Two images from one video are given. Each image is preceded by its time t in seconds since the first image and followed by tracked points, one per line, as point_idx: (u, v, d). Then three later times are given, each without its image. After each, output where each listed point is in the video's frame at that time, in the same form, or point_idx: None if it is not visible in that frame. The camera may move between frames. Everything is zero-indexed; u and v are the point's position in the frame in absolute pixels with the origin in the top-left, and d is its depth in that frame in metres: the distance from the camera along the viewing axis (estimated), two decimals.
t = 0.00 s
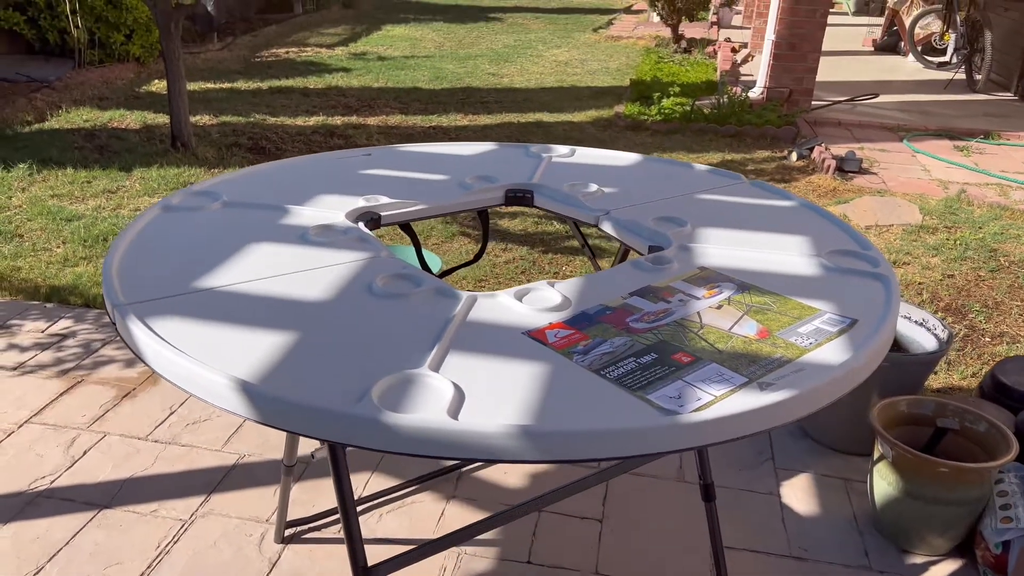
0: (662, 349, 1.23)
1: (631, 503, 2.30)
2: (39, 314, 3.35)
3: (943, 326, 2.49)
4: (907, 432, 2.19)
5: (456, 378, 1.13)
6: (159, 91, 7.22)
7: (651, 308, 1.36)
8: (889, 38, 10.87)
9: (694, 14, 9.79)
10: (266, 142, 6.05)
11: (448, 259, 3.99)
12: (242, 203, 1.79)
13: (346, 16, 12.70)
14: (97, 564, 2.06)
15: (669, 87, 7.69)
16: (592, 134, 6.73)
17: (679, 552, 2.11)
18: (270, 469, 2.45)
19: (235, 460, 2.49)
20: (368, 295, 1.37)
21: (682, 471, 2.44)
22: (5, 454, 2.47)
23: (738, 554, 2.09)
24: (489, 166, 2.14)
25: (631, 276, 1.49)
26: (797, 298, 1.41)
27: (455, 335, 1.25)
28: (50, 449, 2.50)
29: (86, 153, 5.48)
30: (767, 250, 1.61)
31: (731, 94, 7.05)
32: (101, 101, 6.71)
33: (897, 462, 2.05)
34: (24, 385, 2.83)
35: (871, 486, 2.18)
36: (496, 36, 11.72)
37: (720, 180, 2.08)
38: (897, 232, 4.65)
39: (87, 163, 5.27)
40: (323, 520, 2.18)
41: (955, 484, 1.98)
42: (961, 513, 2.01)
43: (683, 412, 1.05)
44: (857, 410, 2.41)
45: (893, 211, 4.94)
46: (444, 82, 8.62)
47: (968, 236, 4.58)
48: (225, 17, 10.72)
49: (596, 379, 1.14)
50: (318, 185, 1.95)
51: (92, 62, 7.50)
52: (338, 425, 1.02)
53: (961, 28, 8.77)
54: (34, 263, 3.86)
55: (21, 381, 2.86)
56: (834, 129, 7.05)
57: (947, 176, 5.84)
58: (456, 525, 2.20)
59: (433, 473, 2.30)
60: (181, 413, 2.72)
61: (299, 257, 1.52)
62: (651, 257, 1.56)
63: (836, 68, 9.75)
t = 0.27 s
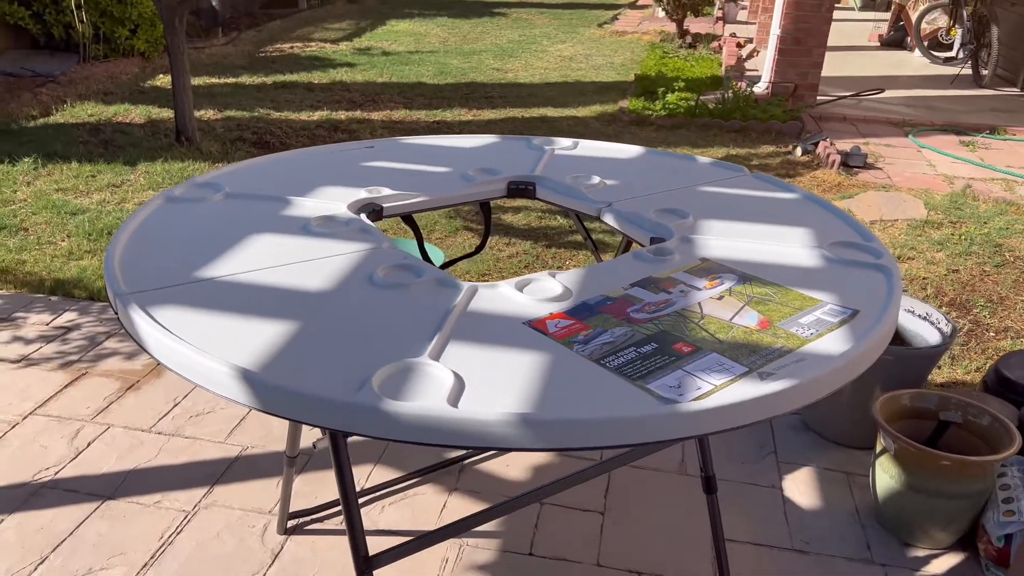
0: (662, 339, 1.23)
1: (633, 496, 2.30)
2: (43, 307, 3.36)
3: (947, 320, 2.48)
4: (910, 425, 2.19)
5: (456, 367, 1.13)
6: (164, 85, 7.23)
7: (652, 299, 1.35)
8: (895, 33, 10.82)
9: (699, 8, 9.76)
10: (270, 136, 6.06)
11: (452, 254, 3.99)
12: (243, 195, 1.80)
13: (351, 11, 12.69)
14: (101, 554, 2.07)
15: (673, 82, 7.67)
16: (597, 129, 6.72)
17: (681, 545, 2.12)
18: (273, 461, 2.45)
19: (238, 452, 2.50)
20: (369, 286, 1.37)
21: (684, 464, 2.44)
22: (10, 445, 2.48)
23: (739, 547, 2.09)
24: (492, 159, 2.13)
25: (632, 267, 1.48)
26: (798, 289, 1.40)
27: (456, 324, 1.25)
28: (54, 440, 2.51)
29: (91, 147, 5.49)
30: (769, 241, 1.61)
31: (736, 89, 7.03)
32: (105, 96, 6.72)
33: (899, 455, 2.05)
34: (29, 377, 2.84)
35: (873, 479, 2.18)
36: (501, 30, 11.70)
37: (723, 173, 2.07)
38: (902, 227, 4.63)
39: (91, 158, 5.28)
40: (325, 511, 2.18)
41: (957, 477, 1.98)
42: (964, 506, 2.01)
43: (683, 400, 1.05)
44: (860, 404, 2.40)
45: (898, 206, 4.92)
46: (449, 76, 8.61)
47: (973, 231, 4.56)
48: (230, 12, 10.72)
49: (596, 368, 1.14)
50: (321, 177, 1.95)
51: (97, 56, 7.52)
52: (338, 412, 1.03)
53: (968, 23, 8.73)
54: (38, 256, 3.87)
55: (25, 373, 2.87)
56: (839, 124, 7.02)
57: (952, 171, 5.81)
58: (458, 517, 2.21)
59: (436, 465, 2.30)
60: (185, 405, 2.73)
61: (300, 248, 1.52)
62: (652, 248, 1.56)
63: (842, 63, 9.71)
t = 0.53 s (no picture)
0: (666, 327, 1.22)
1: (636, 487, 2.30)
2: (47, 297, 3.37)
3: (952, 312, 2.47)
4: (914, 417, 2.18)
5: (459, 355, 1.13)
6: (167, 77, 7.23)
7: (655, 287, 1.35)
8: (902, 25, 10.76)
9: None
10: (273, 128, 6.05)
11: (455, 245, 3.99)
12: (246, 183, 1.79)
13: (354, 3, 12.66)
14: (105, 543, 2.08)
15: (678, 74, 7.64)
16: (601, 121, 6.70)
17: (684, 535, 2.12)
18: (276, 451, 2.46)
19: (241, 442, 2.50)
20: (372, 274, 1.37)
21: (687, 455, 2.44)
22: (14, 434, 2.49)
23: (742, 538, 2.09)
24: (495, 148, 2.13)
25: (636, 256, 1.48)
26: (802, 278, 1.40)
27: (459, 312, 1.25)
28: (58, 430, 2.52)
29: (94, 138, 5.49)
30: (773, 231, 1.60)
31: (741, 81, 7.00)
32: (109, 87, 6.72)
33: (903, 446, 2.05)
34: (32, 367, 2.85)
35: (876, 470, 2.18)
36: (505, 22, 11.66)
37: (727, 163, 2.06)
38: (907, 219, 4.61)
39: (95, 149, 5.29)
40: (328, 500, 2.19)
41: (961, 468, 1.98)
42: (967, 497, 2.00)
43: (686, 388, 1.05)
44: (864, 395, 2.40)
45: (903, 199, 4.90)
46: (452, 68, 8.59)
47: (979, 223, 4.54)
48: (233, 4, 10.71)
49: (599, 356, 1.13)
50: (324, 166, 1.95)
51: (100, 48, 7.52)
52: (342, 399, 1.02)
53: (975, 15, 8.67)
54: (42, 247, 3.88)
55: (29, 363, 2.88)
56: (845, 117, 6.99)
57: (958, 163, 5.79)
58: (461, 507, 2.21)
59: (439, 455, 2.30)
60: (188, 395, 2.73)
61: (303, 237, 1.52)
62: (656, 237, 1.55)
63: (847, 55, 9.66)
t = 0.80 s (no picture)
0: (668, 324, 1.22)
1: (638, 482, 2.30)
2: (50, 291, 3.37)
3: (955, 307, 2.46)
4: (917, 413, 2.18)
5: (461, 351, 1.13)
6: (170, 70, 7.22)
7: (658, 283, 1.35)
8: (906, 19, 10.71)
9: None
10: (276, 122, 6.05)
11: (457, 240, 3.98)
12: (248, 178, 1.79)
13: None
14: (108, 537, 2.08)
15: (682, 68, 7.61)
16: (603, 116, 6.68)
17: (685, 531, 2.12)
18: (279, 446, 2.46)
19: (244, 436, 2.50)
20: (374, 269, 1.37)
21: (690, 451, 2.44)
22: (17, 428, 2.49)
23: (744, 534, 2.09)
24: (498, 143, 2.12)
25: (638, 252, 1.48)
26: (805, 274, 1.39)
27: (461, 308, 1.25)
28: (61, 424, 2.52)
29: (97, 132, 5.49)
30: (776, 226, 1.59)
31: (744, 75, 6.98)
32: (112, 81, 6.71)
33: (905, 442, 2.04)
34: (35, 361, 2.86)
35: (879, 466, 2.18)
36: (508, 16, 11.62)
37: (731, 157, 2.05)
38: (911, 214, 4.60)
39: (97, 143, 5.29)
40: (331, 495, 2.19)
41: (964, 465, 1.97)
42: (970, 494, 2.00)
43: (688, 384, 1.05)
44: (866, 391, 2.39)
45: (906, 193, 4.89)
46: (455, 62, 8.57)
47: (983, 218, 4.53)
48: None
49: (601, 352, 1.13)
50: (326, 160, 1.94)
51: (103, 41, 7.51)
52: (343, 395, 1.02)
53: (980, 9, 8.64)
54: (45, 241, 3.88)
55: (32, 357, 2.88)
56: (849, 111, 6.97)
57: (963, 158, 5.77)
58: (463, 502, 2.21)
59: (441, 450, 2.31)
60: (191, 390, 2.73)
61: (305, 231, 1.51)
62: (659, 232, 1.55)
63: (851, 50, 9.62)
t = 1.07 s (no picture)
0: (669, 321, 1.22)
1: (639, 478, 2.30)
2: (52, 285, 3.37)
3: (957, 304, 2.46)
4: (918, 409, 2.17)
5: (461, 349, 1.12)
6: (172, 64, 7.21)
7: (659, 281, 1.34)
8: (910, 12, 10.66)
9: None
10: (278, 116, 6.04)
11: (459, 235, 3.98)
12: (248, 173, 1.79)
13: None
14: (110, 531, 2.09)
15: (685, 61, 7.59)
16: (606, 110, 6.67)
17: (686, 527, 2.12)
18: (280, 441, 2.47)
19: (245, 431, 2.51)
20: (374, 266, 1.36)
21: (691, 446, 2.43)
22: (19, 423, 2.50)
23: (745, 530, 2.09)
24: (499, 139, 2.12)
25: (639, 249, 1.47)
26: (807, 272, 1.39)
27: (461, 305, 1.25)
28: (63, 418, 2.53)
29: (99, 125, 5.49)
30: (778, 223, 1.59)
31: (747, 69, 6.95)
32: (114, 74, 6.71)
33: (907, 439, 2.04)
34: (38, 355, 2.86)
35: (880, 463, 2.17)
36: (511, 9, 11.59)
37: (733, 153, 2.05)
38: (914, 209, 4.59)
39: (100, 136, 5.29)
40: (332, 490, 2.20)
41: (965, 461, 1.97)
42: (971, 490, 2.00)
43: (689, 383, 1.05)
44: (868, 387, 2.39)
45: (909, 188, 4.88)
46: (458, 55, 8.55)
47: (986, 214, 4.52)
48: None
49: (601, 350, 1.13)
50: (327, 156, 1.94)
51: (105, 35, 7.51)
52: (344, 393, 1.02)
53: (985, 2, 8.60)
54: (47, 235, 3.88)
55: (34, 351, 2.89)
56: (852, 105, 6.95)
57: (966, 153, 5.75)
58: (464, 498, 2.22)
59: (442, 445, 2.31)
60: (192, 384, 2.74)
61: (306, 228, 1.51)
62: (660, 229, 1.54)
63: (855, 43, 9.58)
